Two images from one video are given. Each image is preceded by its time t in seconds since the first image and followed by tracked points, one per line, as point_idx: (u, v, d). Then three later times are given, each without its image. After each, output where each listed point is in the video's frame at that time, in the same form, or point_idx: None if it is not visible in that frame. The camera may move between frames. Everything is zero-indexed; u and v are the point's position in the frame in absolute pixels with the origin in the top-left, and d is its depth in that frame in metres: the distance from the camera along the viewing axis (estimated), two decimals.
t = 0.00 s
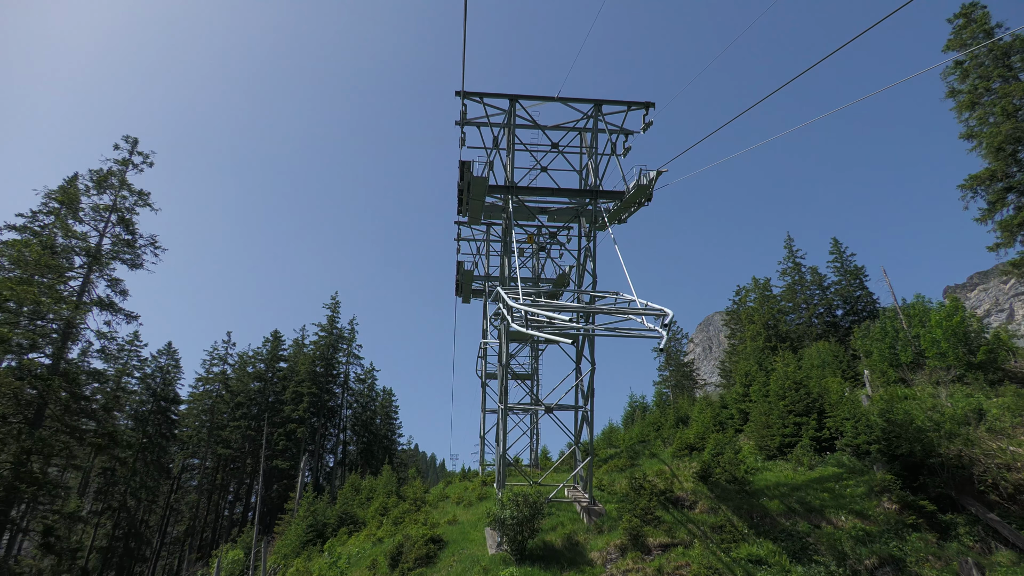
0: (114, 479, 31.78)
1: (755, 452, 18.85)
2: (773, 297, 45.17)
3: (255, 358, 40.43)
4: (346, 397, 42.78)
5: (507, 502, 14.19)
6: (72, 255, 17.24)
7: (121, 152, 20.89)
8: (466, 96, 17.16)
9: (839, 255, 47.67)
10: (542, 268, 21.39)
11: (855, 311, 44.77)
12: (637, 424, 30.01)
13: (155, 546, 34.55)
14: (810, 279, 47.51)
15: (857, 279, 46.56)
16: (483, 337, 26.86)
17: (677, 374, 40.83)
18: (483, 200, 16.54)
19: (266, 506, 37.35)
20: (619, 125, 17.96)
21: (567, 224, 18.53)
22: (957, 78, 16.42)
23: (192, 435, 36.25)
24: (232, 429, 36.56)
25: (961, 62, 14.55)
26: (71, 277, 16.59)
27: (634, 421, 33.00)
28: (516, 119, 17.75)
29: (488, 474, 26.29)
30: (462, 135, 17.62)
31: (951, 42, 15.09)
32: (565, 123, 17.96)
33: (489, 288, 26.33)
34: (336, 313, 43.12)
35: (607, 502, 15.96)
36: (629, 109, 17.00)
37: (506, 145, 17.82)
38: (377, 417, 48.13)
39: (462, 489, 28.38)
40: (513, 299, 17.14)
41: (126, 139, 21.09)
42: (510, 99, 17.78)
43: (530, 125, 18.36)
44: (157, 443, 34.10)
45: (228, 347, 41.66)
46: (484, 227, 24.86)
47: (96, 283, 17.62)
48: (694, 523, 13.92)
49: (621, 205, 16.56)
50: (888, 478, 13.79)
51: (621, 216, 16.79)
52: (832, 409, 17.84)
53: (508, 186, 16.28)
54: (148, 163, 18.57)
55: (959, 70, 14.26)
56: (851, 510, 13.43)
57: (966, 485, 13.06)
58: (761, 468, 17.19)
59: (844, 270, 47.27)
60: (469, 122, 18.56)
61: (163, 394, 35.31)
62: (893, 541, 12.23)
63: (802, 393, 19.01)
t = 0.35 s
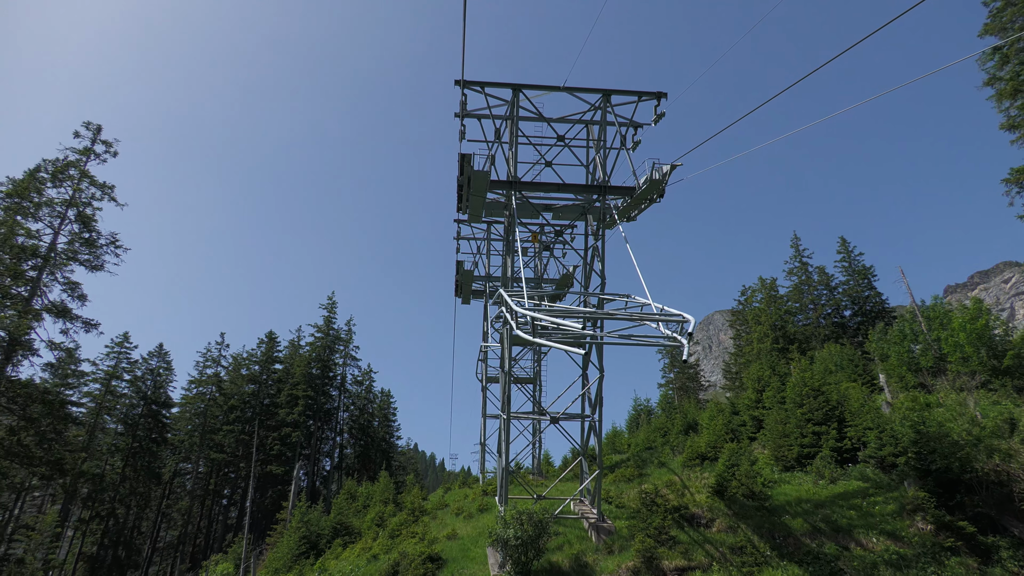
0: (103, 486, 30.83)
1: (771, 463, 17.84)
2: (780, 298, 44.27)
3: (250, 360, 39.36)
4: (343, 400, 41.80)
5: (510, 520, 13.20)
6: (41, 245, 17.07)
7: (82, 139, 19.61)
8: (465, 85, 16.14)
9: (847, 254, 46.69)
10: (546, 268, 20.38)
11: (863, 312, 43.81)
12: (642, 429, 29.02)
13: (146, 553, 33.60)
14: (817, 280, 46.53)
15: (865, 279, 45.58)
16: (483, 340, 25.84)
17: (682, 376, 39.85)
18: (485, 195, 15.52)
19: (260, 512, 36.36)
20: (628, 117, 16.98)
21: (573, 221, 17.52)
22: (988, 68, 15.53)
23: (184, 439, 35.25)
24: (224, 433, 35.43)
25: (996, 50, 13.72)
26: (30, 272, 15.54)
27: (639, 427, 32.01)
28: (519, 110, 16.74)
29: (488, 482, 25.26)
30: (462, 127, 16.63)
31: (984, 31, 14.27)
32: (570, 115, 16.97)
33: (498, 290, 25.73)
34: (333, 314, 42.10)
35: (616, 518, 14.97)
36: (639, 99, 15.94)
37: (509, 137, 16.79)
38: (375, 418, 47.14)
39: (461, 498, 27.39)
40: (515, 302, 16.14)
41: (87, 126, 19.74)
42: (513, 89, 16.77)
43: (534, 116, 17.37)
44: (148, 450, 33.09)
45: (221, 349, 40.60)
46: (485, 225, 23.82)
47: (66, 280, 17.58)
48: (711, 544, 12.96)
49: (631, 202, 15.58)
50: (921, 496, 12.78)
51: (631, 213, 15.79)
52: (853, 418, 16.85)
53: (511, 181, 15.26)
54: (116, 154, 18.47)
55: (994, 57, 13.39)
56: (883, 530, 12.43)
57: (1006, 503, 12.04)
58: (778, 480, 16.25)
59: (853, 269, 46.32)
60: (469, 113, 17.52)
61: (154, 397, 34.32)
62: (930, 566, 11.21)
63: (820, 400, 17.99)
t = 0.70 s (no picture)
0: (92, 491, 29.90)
1: (789, 471, 16.87)
2: (786, 296, 43.36)
3: (244, 359, 38.35)
4: (340, 400, 40.87)
5: (514, 538, 12.22)
6: None
7: (34, 119, 17.76)
8: (466, 70, 15.11)
9: (855, 250, 45.70)
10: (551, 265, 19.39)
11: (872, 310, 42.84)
12: (649, 432, 28.09)
13: (138, 559, 32.70)
14: (824, 276, 45.56)
15: (873, 276, 44.64)
16: (484, 341, 24.91)
17: (687, 376, 38.90)
18: (487, 187, 14.48)
19: (254, 516, 35.43)
20: (638, 105, 15.96)
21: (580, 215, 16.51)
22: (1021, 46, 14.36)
23: (176, 442, 34.33)
24: (217, 436, 34.38)
25: None
26: None
27: (644, 429, 31.07)
28: (522, 97, 15.72)
29: (489, 489, 24.32)
30: (461, 116, 15.59)
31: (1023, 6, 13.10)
32: (577, 103, 15.95)
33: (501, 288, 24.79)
34: (329, 312, 41.11)
35: (627, 534, 14.01)
36: (651, 85, 14.92)
37: (514, 127, 15.75)
38: (373, 419, 46.20)
39: (461, 504, 26.44)
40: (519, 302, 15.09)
41: (40, 106, 17.96)
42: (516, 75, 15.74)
43: (538, 105, 16.35)
44: (139, 454, 32.13)
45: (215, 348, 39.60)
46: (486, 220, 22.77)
47: (9, 280, 15.69)
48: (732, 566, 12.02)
49: (643, 195, 14.58)
50: (959, 513, 11.76)
51: (643, 207, 14.78)
52: (877, 424, 15.84)
53: (516, 173, 14.23)
54: (69, 137, 16.65)
55: None
56: (918, 550, 11.46)
57: None
58: (798, 491, 15.31)
59: (860, 266, 45.39)
60: (469, 101, 16.46)
61: (145, 399, 33.34)
62: None
63: (841, 405, 16.98)
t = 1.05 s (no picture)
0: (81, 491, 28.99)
1: (809, 477, 15.94)
2: (794, 290, 42.41)
3: (238, 355, 37.35)
4: (337, 397, 39.98)
5: (519, 555, 11.27)
6: None
7: None
8: (467, 49, 14.01)
9: (864, 243, 44.70)
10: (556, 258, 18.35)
11: (881, 304, 41.90)
12: (655, 431, 27.18)
13: (130, 560, 31.88)
14: (833, 270, 44.56)
15: (883, 269, 43.69)
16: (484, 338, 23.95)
17: (694, 372, 37.96)
18: (489, 175, 13.46)
19: (248, 516, 34.56)
20: (651, 88, 14.87)
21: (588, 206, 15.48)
22: None
23: (168, 440, 33.42)
24: (210, 434, 33.44)
25: None
26: None
27: (650, 428, 30.16)
28: (527, 79, 14.64)
29: (490, 492, 23.42)
30: (462, 99, 14.52)
31: None
32: (585, 86, 14.86)
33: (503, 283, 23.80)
34: (326, 306, 40.11)
35: (639, 548, 13.07)
36: (666, 66, 13.85)
37: (518, 111, 14.69)
38: (371, 415, 45.31)
39: (461, 507, 25.54)
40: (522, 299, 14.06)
41: None
42: (521, 55, 14.64)
43: (544, 87, 15.29)
44: (130, 453, 31.22)
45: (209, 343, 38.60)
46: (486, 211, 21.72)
47: None
48: None
49: (656, 184, 13.54)
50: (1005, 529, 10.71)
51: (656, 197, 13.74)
52: (903, 428, 14.87)
53: (521, 160, 13.19)
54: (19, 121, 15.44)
55: None
56: (961, 571, 10.43)
57: None
58: (820, 500, 14.42)
59: (869, 260, 44.44)
60: (470, 83, 15.39)
61: (136, 396, 32.40)
62: None
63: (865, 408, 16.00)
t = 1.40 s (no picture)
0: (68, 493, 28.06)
1: (833, 489, 14.96)
2: (803, 287, 41.44)
3: (233, 352, 36.36)
4: (334, 395, 39.06)
5: None
6: None
7: None
8: (469, 28, 12.98)
9: (874, 239, 43.71)
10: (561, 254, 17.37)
11: (892, 301, 40.95)
12: (662, 433, 26.24)
13: (121, 564, 31.02)
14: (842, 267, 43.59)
15: (893, 266, 42.71)
16: (485, 337, 22.97)
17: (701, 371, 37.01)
18: (493, 166, 12.45)
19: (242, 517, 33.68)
20: (667, 72, 13.85)
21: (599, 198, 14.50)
22: None
23: (161, 440, 32.50)
24: (204, 433, 32.46)
25: None
26: None
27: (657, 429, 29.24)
28: (534, 62, 13.61)
29: (492, 500, 22.49)
30: (463, 83, 13.50)
31: None
32: (596, 69, 13.84)
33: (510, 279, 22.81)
34: (322, 302, 39.13)
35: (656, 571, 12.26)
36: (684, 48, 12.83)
37: (524, 97, 13.68)
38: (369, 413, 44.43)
39: (462, 512, 24.58)
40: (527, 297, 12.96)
41: None
42: (527, 36, 13.61)
43: (552, 71, 14.26)
44: (120, 453, 30.27)
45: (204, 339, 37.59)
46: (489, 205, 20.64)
47: None
48: None
49: (674, 175, 12.54)
50: None
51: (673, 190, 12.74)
52: (933, 437, 13.89)
53: (528, 149, 12.19)
54: None
55: None
56: None
57: None
58: (846, 516, 13.48)
59: (879, 256, 43.45)
60: (472, 66, 14.37)
61: (127, 395, 31.44)
62: None
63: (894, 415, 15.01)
